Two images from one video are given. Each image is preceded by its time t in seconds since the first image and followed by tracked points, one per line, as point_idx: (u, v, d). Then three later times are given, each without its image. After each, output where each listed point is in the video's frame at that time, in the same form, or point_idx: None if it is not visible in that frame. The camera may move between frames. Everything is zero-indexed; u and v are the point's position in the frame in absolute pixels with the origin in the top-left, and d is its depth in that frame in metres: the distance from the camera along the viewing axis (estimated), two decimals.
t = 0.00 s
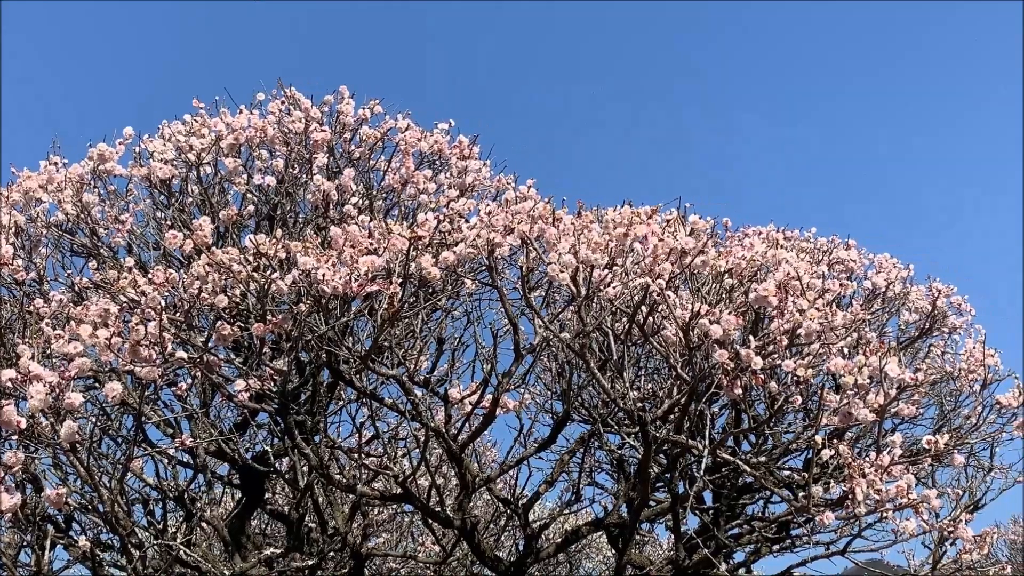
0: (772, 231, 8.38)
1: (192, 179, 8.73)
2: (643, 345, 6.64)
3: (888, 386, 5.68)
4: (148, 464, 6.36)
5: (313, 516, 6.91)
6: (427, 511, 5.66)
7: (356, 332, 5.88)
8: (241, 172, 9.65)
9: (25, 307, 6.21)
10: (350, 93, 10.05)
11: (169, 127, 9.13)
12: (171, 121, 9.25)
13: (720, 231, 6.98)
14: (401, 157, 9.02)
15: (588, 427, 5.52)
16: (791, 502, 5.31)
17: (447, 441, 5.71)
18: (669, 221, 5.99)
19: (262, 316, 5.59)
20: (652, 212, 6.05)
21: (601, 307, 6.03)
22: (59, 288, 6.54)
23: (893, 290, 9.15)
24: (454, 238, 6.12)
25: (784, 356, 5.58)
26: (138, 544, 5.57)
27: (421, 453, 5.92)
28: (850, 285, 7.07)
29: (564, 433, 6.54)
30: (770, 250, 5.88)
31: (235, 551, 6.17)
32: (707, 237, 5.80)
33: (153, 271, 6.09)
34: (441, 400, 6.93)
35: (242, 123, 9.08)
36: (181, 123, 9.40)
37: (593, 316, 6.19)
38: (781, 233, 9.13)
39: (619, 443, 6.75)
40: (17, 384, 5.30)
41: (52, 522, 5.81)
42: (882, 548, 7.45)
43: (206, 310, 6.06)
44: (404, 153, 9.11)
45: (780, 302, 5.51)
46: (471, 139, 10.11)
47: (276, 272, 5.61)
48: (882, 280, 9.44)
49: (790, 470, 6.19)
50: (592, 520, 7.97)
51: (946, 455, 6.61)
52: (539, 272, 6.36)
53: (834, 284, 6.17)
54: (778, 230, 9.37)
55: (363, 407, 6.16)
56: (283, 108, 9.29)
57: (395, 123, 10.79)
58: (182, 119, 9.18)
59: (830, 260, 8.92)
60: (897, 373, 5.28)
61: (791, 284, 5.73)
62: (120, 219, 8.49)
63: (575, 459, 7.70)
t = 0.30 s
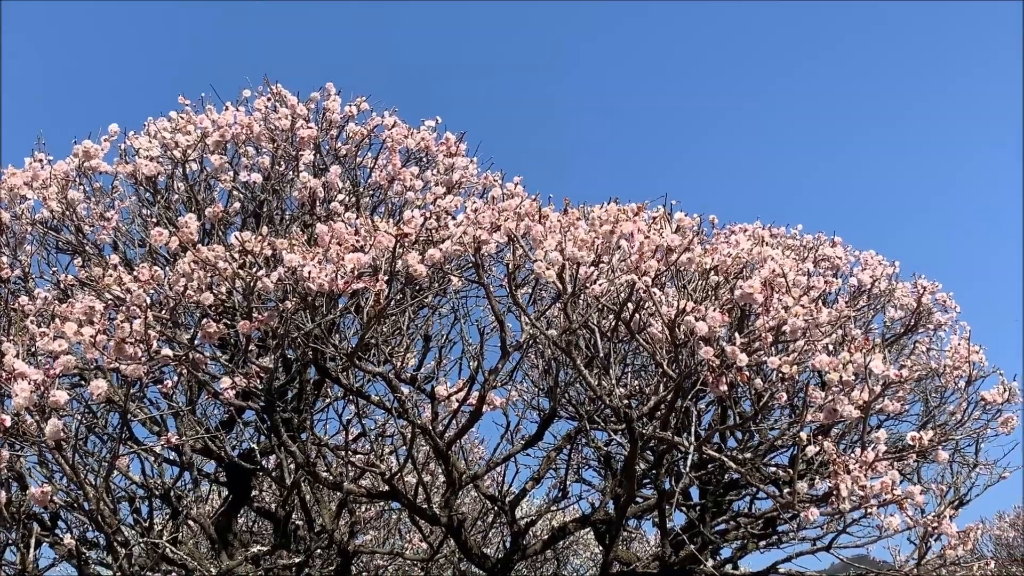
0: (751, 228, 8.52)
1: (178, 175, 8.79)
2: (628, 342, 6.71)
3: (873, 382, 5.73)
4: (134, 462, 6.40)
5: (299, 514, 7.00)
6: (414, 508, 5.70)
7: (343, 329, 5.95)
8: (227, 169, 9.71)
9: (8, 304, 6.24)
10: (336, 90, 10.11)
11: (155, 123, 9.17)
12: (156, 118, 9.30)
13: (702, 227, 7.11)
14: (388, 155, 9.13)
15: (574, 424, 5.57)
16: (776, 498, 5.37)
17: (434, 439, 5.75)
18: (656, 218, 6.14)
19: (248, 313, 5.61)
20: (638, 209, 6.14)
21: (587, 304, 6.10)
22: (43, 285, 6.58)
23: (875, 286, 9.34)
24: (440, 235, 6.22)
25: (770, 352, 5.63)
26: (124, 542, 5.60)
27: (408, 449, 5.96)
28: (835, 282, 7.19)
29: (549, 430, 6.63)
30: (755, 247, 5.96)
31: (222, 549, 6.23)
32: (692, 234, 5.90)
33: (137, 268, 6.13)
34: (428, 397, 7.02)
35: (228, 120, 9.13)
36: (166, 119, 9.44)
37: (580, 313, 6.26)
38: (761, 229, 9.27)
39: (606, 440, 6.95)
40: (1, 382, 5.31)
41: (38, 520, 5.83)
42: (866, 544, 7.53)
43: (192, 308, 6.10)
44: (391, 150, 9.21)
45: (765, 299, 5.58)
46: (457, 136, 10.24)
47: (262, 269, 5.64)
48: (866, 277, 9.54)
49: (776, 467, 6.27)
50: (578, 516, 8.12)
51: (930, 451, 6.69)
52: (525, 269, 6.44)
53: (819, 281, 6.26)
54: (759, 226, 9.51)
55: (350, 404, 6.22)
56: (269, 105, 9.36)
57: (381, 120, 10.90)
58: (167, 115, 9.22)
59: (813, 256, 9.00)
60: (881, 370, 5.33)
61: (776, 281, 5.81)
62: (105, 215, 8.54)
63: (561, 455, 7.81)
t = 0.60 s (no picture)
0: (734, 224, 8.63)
1: (164, 172, 8.83)
2: (616, 339, 6.79)
3: (858, 378, 5.79)
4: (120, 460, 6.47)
5: (286, 510, 7.12)
6: (401, 505, 5.74)
7: (329, 326, 6.00)
8: (213, 166, 9.75)
9: None
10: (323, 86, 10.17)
11: (140, 119, 9.20)
12: (142, 114, 9.34)
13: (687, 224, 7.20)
14: (375, 151, 9.20)
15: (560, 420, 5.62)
16: (762, 493, 5.41)
17: (420, 435, 5.78)
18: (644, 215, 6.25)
19: (234, 310, 5.64)
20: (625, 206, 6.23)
21: (573, 301, 6.17)
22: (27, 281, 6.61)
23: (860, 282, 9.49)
24: (427, 231, 6.29)
25: (756, 349, 5.68)
26: (110, 539, 5.64)
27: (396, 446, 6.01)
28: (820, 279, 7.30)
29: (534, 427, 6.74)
30: (740, 244, 6.04)
31: (208, 545, 6.32)
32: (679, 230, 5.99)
33: (122, 264, 6.17)
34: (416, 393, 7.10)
35: (213, 116, 9.18)
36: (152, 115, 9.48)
37: (566, 310, 6.33)
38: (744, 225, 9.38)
39: (594, 437, 7.09)
40: None
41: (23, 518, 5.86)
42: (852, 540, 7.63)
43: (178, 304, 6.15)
44: (377, 146, 9.28)
45: (751, 295, 5.63)
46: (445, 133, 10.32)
47: (247, 266, 5.66)
48: (851, 273, 9.64)
49: (762, 462, 6.33)
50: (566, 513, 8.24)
51: (915, 447, 6.78)
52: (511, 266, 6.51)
53: (806, 277, 6.34)
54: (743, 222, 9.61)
55: (338, 401, 6.28)
56: (256, 101, 9.42)
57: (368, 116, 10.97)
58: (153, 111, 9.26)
59: (798, 253, 9.10)
60: (866, 365, 5.38)
61: (762, 277, 5.87)
62: (90, 212, 8.56)
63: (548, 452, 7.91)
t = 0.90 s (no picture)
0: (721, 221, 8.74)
1: (153, 168, 8.87)
2: (605, 337, 6.86)
3: (845, 376, 5.84)
4: (108, 458, 6.56)
5: (275, 508, 7.23)
6: (390, 502, 5.83)
7: (318, 324, 6.07)
8: (202, 163, 9.77)
9: None
10: (312, 83, 10.21)
11: (129, 116, 9.24)
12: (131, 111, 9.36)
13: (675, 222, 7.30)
14: (365, 148, 9.27)
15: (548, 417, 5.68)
16: (751, 490, 5.46)
17: (410, 433, 5.86)
18: (633, 212, 6.39)
19: (222, 307, 5.68)
20: (614, 204, 6.35)
21: (562, 299, 6.26)
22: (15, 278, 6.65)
23: (848, 280, 9.61)
24: (416, 229, 6.38)
25: (744, 346, 5.75)
26: (99, 536, 5.71)
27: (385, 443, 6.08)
28: (808, 277, 7.40)
29: (522, 425, 6.91)
30: (728, 242, 6.12)
31: (197, 543, 6.41)
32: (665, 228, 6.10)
33: (110, 261, 6.22)
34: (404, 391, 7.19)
35: (202, 112, 9.20)
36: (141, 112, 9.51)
37: (554, 308, 6.41)
38: (731, 222, 9.49)
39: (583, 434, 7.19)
40: None
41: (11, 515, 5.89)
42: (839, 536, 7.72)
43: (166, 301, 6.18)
44: (367, 143, 9.36)
45: (739, 293, 5.70)
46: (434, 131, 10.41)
47: (236, 263, 5.71)
48: (838, 271, 9.77)
49: (751, 460, 6.41)
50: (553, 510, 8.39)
51: (902, 444, 6.86)
52: (499, 265, 6.59)
53: (794, 276, 6.43)
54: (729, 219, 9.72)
55: (328, 397, 6.36)
56: (245, 98, 9.47)
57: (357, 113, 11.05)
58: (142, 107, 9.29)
59: (785, 251, 9.21)
60: (853, 363, 5.43)
61: (751, 276, 5.95)
62: (79, 209, 8.58)
63: (537, 449, 8.02)
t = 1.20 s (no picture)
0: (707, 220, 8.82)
1: (141, 164, 8.86)
2: (592, 334, 6.92)
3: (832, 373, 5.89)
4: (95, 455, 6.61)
5: (261, 504, 7.31)
6: (378, 500, 5.90)
7: (306, 320, 6.12)
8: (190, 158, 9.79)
9: None
10: (300, 79, 10.23)
11: (116, 111, 9.23)
12: (118, 106, 9.38)
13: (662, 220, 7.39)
14: (353, 145, 9.32)
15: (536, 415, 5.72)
16: (738, 487, 5.50)
17: (398, 430, 5.91)
18: (621, 210, 6.47)
19: (209, 303, 5.71)
20: (602, 202, 6.42)
21: (549, 296, 6.32)
22: None
23: (833, 278, 9.71)
24: (405, 225, 6.45)
25: (732, 344, 5.81)
26: (86, 532, 5.76)
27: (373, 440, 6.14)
28: (795, 275, 7.48)
29: (508, 422, 6.99)
30: (716, 240, 6.20)
31: (184, 539, 6.54)
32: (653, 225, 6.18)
33: (96, 256, 6.23)
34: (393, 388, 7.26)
35: (190, 108, 9.23)
36: (129, 107, 9.51)
37: (542, 306, 6.47)
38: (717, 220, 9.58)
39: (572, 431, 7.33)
40: None
41: None
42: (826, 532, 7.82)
43: (153, 297, 6.22)
44: (356, 139, 9.40)
45: (726, 291, 5.76)
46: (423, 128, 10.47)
47: (223, 259, 5.74)
48: (825, 270, 9.86)
49: (738, 457, 6.47)
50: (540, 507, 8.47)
51: (888, 442, 6.93)
52: (487, 262, 6.64)
53: (781, 273, 6.51)
54: (715, 217, 9.82)
55: (316, 394, 6.41)
56: (233, 94, 9.49)
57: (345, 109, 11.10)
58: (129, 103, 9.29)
59: (771, 248, 9.30)
60: (840, 361, 5.48)
61: (739, 274, 6.02)
62: (65, 204, 8.59)
63: (525, 447, 8.09)
